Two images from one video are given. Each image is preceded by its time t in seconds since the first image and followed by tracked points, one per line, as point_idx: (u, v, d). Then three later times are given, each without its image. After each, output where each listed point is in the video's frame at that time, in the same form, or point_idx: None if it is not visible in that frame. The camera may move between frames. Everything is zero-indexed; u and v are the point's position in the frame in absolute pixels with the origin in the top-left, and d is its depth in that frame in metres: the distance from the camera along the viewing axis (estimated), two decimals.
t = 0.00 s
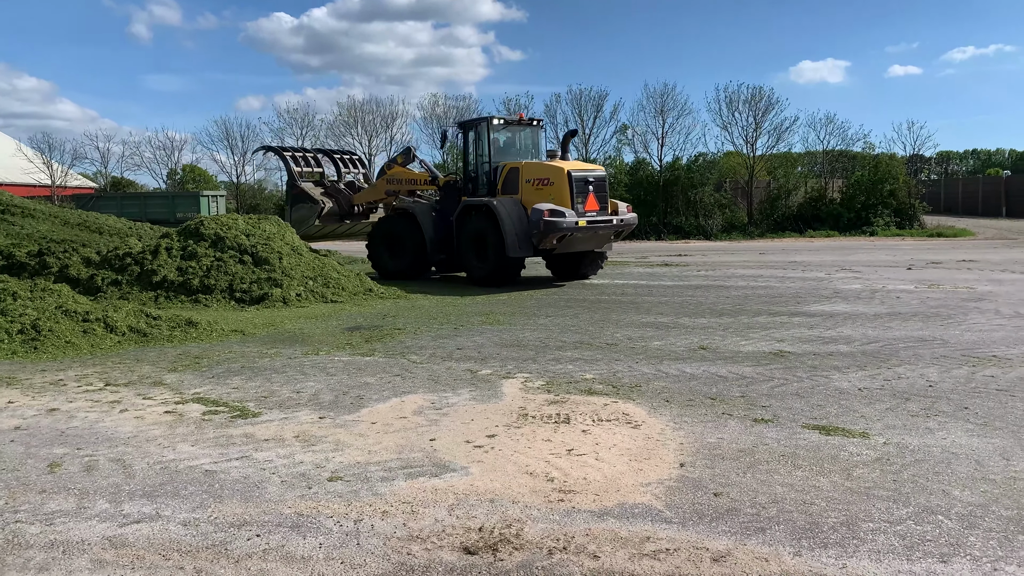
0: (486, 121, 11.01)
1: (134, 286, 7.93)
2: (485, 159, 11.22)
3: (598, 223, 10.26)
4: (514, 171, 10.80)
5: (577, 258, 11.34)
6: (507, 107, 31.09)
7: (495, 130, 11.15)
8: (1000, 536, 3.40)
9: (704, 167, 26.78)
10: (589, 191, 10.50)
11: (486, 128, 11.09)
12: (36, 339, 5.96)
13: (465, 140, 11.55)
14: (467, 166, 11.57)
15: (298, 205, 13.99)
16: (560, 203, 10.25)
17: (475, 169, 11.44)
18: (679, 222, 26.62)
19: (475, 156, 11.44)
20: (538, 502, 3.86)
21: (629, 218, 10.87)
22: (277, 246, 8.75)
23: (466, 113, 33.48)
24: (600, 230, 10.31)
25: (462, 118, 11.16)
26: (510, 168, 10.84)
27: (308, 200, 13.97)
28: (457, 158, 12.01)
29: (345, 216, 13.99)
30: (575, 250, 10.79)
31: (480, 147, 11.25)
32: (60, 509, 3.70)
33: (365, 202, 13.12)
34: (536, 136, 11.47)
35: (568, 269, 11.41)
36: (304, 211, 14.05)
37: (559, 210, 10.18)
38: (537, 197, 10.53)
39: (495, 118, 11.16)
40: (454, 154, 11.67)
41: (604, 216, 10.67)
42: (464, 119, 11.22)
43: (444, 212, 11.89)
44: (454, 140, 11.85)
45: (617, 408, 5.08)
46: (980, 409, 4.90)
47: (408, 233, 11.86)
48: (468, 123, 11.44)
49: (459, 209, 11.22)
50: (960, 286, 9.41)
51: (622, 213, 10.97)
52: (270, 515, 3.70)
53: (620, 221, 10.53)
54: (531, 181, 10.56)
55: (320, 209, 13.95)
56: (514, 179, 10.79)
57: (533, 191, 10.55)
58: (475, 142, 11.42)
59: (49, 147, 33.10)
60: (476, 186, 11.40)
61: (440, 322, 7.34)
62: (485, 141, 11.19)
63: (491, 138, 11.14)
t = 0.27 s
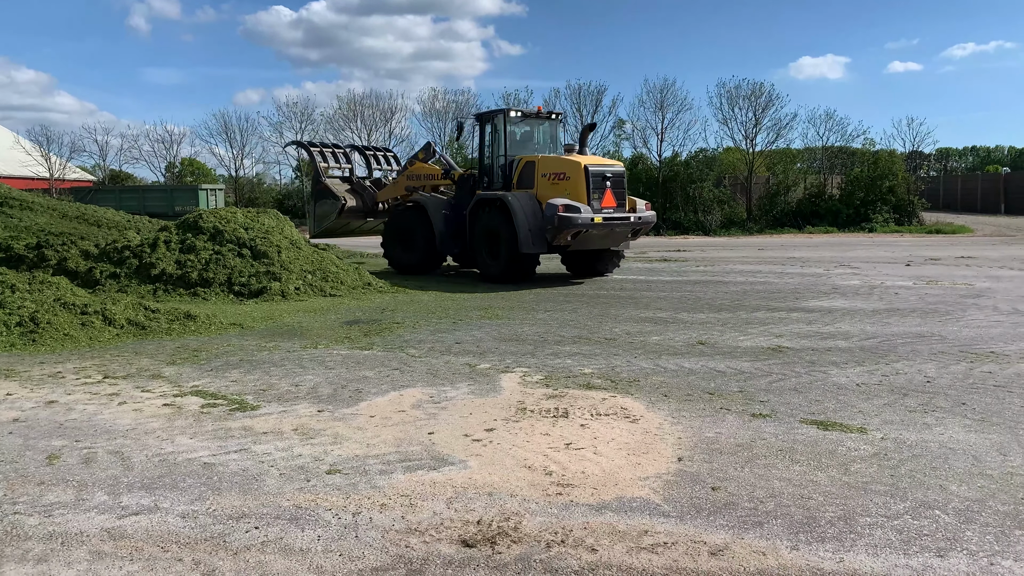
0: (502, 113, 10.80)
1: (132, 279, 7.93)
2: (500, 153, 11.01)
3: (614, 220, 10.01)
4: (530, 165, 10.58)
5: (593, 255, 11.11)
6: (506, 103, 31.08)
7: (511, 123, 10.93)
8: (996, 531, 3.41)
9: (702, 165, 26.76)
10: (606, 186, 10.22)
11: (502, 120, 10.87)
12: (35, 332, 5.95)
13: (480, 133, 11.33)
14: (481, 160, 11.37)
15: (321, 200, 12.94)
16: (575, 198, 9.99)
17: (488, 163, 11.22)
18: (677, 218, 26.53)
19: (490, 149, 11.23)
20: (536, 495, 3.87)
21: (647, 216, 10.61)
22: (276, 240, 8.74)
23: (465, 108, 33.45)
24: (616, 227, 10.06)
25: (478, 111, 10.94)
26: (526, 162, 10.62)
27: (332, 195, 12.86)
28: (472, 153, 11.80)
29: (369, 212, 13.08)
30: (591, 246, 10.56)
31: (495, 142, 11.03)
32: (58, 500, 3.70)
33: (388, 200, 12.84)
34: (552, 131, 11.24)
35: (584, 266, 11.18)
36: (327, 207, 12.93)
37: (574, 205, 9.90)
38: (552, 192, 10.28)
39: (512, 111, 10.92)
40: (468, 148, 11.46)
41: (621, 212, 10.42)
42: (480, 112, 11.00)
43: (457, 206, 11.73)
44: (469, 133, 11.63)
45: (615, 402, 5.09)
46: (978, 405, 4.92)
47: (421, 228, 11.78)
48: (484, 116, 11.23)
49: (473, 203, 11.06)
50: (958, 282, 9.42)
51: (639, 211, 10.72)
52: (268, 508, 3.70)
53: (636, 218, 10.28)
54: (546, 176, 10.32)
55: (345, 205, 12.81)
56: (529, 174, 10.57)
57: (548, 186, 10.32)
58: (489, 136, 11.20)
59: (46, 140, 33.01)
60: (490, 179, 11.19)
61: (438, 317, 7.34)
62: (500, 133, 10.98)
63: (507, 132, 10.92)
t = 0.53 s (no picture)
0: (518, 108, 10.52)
1: (133, 276, 7.94)
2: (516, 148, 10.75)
3: (635, 216, 9.64)
4: (548, 160, 10.27)
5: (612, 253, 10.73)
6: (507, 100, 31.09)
7: (527, 118, 10.67)
8: (995, 530, 3.42)
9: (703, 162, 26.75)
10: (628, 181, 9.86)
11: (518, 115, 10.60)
12: (36, 328, 5.96)
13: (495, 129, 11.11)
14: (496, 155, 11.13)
15: (344, 204, 12.98)
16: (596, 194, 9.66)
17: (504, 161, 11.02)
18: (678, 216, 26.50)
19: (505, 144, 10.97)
20: (536, 492, 3.87)
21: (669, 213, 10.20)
22: (276, 237, 8.73)
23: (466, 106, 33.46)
24: (638, 224, 9.69)
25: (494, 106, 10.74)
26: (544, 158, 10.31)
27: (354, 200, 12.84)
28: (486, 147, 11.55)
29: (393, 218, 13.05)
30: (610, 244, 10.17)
31: (511, 137, 10.81)
32: (59, 496, 3.71)
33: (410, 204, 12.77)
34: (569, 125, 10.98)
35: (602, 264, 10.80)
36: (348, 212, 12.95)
37: (595, 201, 9.54)
38: (571, 187, 9.95)
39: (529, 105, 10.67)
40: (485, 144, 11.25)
41: (643, 208, 10.03)
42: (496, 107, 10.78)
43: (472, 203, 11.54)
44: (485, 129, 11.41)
45: (615, 400, 5.09)
46: (977, 404, 4.92)
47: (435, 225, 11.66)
48: (499, 110, 10.95)
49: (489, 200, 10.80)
50: (958, 281, 9.41)
51: (661, 206, 10.33)
52: (268, 504, 3.71)
53: (659, 214, 9.89)
54: (566, 171, 9.98)
55: (367, 209, 12.80)
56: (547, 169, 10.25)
57: (567, 181, 9.98)
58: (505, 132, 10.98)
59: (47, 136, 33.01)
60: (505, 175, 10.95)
61: (439, 314, 7.35)
62: (516, 128, 10.72)
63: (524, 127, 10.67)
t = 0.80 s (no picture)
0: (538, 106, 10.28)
1: (135, 275, 7.95)
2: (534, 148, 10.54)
3: (661, 220, 9.39)
4: (568, 161, 10.03)
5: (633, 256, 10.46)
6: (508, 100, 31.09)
7: (546, 116, 10.43)
8: (997, 531, 3.41)
9: (704, 161, 26.72)
10: (652, 182, 9.60)
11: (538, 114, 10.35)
12: (38, 327, 5.97)
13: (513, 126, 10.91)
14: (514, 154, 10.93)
15: (363, 202, 12.58)
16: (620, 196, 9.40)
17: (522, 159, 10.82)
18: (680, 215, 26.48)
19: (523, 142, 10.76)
20: (537, 492, 3.88)
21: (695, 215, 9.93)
22: (278, 236, 8.74)
23: (467, 104, 33.44)
24: (663, 227, 9.45)
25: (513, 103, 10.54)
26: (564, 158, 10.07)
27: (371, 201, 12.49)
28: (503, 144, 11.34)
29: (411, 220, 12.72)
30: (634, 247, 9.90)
31: (530, 135, 10.60)
32: (61, 495, 3.71)
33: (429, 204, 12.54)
34: (588, 122, 10.74)
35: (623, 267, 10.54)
36: (366, 212, 12.62)
37: (620, 203, 9.27)
38: (593, 188, 9.70)
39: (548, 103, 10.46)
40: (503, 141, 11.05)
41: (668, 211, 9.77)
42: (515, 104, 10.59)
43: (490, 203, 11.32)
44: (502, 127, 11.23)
45: (616, 400, 5.09)
46: (979, 404, 4.92)
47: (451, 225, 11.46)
48: (517, 108, 10.70)
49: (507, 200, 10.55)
50: (960, 281, 9.41)
51: (687, 209, 10.09)
52: (270, 503, 3.71)
53: (685, 217, 9.64)
54: (588, 172, 9.72)
55: (385, 209, 12.43)
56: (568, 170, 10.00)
57: (589, 183, 9.72)
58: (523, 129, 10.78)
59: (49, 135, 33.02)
60: (524, 175, 10.75)
61: (440, 314, 7.35)
62: (534, 127, 10.49)
63: (542, 125, 10.47)
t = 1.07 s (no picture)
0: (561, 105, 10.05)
1: (139, 276, 7.97)
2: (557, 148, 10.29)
3: (694, 222, 9.11)
4: (594, 161, 9.75)
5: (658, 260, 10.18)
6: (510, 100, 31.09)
7: (569, 115, 10.19)
8: (1000, 535, 3.41)
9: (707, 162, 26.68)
10: (684, 183, 9.31)
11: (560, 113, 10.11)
12: (42, 328, 5.98)
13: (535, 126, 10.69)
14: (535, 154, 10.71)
15: (384, 206, 12.34)
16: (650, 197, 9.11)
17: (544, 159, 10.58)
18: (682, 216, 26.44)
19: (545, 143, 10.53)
20: (539, 495, 3.87)
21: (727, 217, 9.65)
22: (281, 238, 8.74)
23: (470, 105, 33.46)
24: (696, 230, 9.16)
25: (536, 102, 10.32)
26: (589, 158, 9.80)
27: (393, 207, 12.26)
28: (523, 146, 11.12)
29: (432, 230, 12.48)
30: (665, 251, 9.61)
31: (552, 135, 10.37)
32: (64, 497, 3.72)
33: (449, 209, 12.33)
34: (610, 123, 10.49)
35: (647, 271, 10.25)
36: (387, 217, 12.39)
37: (653, 206, 8.97)
38: (622, 191, 9.43)
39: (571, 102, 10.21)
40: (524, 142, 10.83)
41: (699, 213, 9.49)
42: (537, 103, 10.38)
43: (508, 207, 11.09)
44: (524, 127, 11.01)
45: (619, 403, 5.09)
46: (982, 408, 4.90)
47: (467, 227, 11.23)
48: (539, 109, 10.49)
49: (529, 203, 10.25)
50: (963, 284, 9.39)
51: (717, 211, 9.84)
52: (272, 506, 3.71)
53: (717, 219, 9.36)
54: (617, 173, 9.43)
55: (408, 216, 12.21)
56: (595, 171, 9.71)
57: (618, 184, 9.43)
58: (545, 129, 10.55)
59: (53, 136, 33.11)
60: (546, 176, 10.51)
61: (443, 316, 7.35)
62: (557, 128, 10.26)
63: (565, 124, 10.22)
